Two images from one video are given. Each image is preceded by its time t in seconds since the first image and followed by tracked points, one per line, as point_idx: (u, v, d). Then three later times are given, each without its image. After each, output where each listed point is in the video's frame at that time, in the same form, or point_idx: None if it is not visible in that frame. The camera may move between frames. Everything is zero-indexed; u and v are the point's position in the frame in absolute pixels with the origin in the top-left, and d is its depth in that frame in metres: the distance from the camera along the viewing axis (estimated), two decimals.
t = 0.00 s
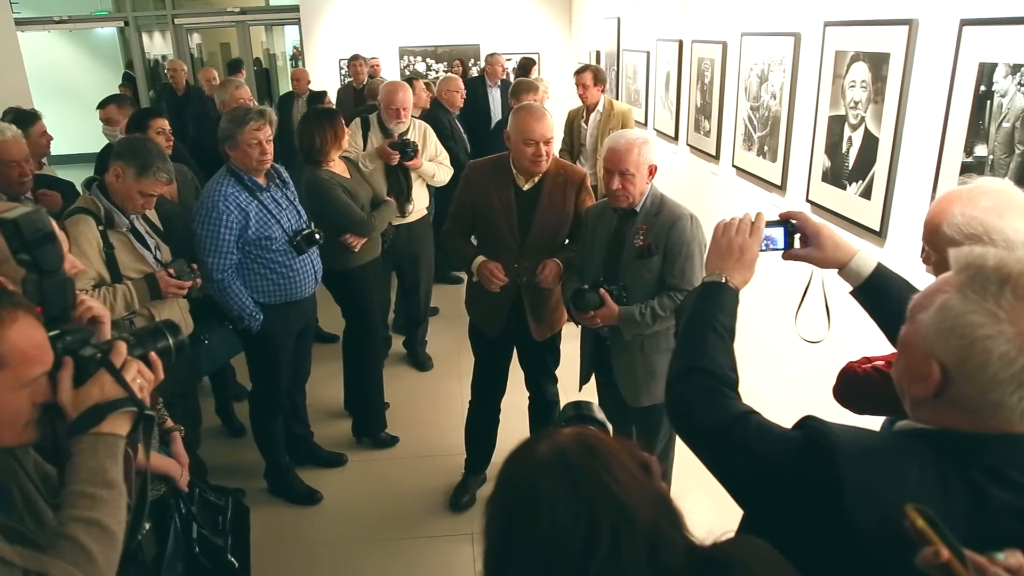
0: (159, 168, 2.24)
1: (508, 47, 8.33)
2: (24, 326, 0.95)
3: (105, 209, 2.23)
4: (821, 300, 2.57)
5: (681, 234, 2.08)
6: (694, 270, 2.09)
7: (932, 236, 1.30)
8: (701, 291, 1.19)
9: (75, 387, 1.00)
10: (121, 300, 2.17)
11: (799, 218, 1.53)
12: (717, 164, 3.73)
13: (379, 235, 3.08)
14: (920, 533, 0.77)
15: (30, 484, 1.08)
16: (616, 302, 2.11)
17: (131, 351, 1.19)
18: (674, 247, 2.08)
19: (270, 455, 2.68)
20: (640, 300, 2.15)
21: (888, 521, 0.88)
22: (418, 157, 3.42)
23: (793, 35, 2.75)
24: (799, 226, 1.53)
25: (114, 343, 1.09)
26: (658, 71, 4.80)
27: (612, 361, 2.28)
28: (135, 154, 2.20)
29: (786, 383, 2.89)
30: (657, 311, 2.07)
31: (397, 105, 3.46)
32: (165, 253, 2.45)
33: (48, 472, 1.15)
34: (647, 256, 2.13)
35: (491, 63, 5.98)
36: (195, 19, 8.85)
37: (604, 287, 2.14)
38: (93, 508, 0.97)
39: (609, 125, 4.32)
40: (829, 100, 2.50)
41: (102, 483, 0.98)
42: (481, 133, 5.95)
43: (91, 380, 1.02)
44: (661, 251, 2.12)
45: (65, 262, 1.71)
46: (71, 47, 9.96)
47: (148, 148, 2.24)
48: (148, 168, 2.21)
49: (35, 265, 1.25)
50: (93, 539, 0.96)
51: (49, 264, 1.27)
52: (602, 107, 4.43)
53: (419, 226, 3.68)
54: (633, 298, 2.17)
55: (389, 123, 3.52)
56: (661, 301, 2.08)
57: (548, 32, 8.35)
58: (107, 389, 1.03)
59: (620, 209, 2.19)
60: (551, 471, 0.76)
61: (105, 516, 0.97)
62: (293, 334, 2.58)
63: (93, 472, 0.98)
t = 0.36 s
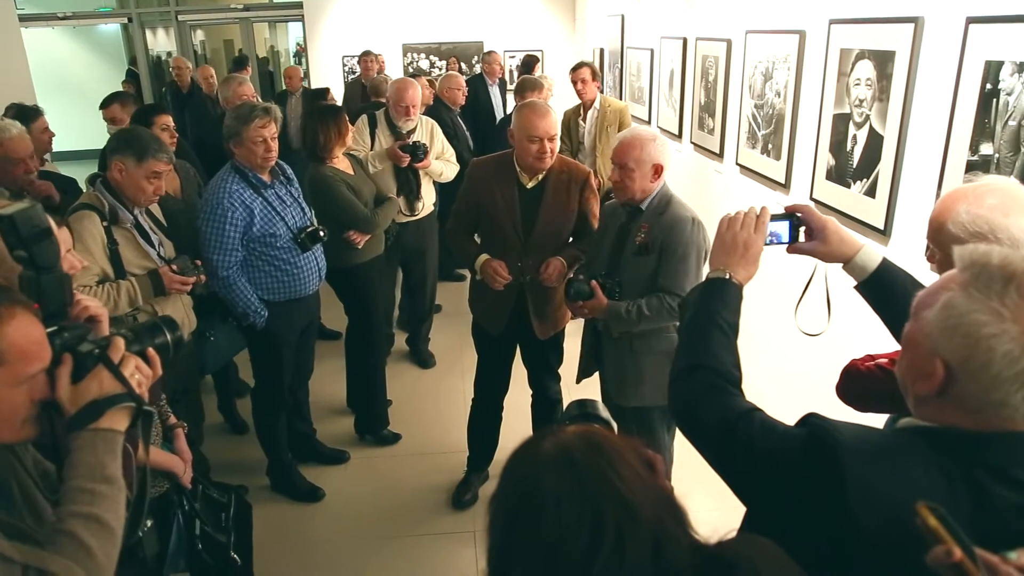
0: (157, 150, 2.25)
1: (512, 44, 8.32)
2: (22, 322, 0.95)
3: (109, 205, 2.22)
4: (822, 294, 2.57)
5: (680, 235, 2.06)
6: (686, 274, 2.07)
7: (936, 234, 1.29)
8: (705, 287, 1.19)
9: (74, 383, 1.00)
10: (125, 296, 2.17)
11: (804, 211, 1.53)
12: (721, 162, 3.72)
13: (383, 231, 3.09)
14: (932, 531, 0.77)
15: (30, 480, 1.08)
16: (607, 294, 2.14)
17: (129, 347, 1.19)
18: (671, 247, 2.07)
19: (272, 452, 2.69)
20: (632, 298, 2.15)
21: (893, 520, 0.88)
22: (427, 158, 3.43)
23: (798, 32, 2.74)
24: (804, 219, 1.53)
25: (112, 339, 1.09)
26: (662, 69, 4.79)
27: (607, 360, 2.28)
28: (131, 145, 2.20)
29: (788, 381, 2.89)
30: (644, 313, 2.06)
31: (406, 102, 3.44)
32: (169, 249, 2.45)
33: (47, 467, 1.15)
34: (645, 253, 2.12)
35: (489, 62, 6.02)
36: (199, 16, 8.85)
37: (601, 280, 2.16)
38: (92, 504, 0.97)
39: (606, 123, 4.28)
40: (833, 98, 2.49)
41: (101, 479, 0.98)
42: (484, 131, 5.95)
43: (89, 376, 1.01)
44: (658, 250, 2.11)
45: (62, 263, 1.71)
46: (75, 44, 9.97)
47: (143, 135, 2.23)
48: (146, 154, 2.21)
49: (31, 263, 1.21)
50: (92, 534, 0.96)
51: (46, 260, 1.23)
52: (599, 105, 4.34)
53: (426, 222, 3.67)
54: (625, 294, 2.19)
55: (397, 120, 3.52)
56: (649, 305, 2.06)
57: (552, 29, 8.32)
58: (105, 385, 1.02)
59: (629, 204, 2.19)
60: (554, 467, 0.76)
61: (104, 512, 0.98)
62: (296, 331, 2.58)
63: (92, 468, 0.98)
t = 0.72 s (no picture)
0: (154, 148, 2.24)
1: (510, 42, 8.31)
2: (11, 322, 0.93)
3: (106, 203, 2.21)
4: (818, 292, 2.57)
5: (675, 237, 2.03)
6: (675, 275, 2.02)
7: (935, 229, 1.30)
8: (701, 285, 1.19)
9: (64, 383, 0.99)
10: (123, 295, 2.16)
11: (799, 210, 1.53)
12: (720, 159, 3.72)
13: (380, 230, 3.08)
14: (934, 530, 0.77)
15: (20, 480, 1.07)
16: (602, 289, 2.21)
17: (121, 346, 1.19)
18: (665, 249, 2.04)
19: (270, 451, 2.68)
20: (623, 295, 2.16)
21: (890, 518, 0.87)
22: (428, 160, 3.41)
23: (796, 30, 2.74)
24: (798, 218, 1.52)
25: (103, 338, 1.09)
26: (660, 66, 4.78)
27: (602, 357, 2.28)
28: (127, 142, 2.20)
29: (785, 378, 2.89)
30: (627, 306, 2.09)
31: (410, 100, 3.43)
32: (166, 247, 2.44)
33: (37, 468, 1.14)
34: (643, 251, 2.11)
35: (486, 59, 6.01)
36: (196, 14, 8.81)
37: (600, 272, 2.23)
38: (83, 504, 0.97)
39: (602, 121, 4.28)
40: (831, 95, 2.49)
41: (92, 479, 0.98)
42: (483, 129, 5.94)
43: (79, 375, 1.01)
44: (654, 250, 2.08)
45: (55, 261, 1.70)
46: (71, 41, 9.94)
47: (139, 133, 2.23)
48: (142, 152, 2.20)
49: (21, 261, 1.20)
50: (83, 535, 0.96)
51: (36, 259, 1.21)
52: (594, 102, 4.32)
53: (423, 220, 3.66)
54: (621, 290, 2.21)
55: (400, 119, 3.52)
56: (634, 302, 2.08)
57: (550, 27, 8.31)
58: (96, 385, 1.01)
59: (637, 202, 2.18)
60: (554, 465, 0.76)
61: (95, 512, 0.97)
62: (294, 330, 2.57)
63: (83, 468, 0.98)
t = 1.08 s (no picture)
0: (151, 145, 2.24)
1: (508, 41, 8.31)
2: (7, 321, 0.93)
3: (104, 201, 2.21)
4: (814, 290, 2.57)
5: (674, 239, 2.02)
6: (669, 277, 2.01)
7: (931, 228, 1.29)
8: (698, 284, 1.19)
9: (58, 381, 0.99)
10: (121, 293, 2.15)
11: (795, 208, 1.52)
12: (718, 158, 3.72)
13: (378, 228, 3.07)
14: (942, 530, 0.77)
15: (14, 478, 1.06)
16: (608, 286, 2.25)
17: (116, 345, 1.19)
18: (665, 251, 2.03)
19: (267, 450, 2.68)
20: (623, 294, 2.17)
21: (886, 515, 0.87)
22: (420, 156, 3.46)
23: (794, 28, 2.74)
24: (795, 217, 1.52)
25: (97, 338, 1.09)
26: (658, 65, 4.78)
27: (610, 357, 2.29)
28: (124, 140, 2.19)
29: (782, 376, 2.89)
30: (620, 306, 2.09)
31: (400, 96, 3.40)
32: (164, 245, 2.44)
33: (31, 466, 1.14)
34: (646, 252, 2.11)
35: (487, 57, 6.02)
36: (194, 12, 8.79)
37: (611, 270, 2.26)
38: (77, 503, 0.96)
39: (600, 120, 4.27)
40: (829, 94, 2.49)
41: (86, 478, 0.97)
42: (481, 127, 5.93)
43: (74, 375, 1.01)
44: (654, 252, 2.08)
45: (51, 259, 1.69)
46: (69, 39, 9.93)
47: (135, 130, 2.22)
48: (139, 149, 2.20)
49: (14, 260, 1.20)
50: (77, 535, 0.95)
51: (31, 258, 1.22)
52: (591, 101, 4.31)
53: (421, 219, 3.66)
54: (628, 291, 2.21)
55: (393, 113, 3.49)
56: (626, 302, 2.08)
57: (549, 26, 8.30)
58: (90, 383, 1.02)
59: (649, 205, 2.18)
60: (555, 461, 0.75)
61: (90, 512, 0.97)
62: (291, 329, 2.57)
63: (77, 467, 0.97)
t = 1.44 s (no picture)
0: (147, 143, 2.24)
1: (505, 40, 8.31)
2: (4, 318, 0.92)
3: (100, 200, 2.21)
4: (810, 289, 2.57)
5: (672, 242, 2.01)
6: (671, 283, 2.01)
7: (929, 226, 1.31)
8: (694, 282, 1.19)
9: (54, 380, 1.00)
10: (118, 293, 2.15)
11: (791, 206, 1.52)
12: (714, 156, 3.72)
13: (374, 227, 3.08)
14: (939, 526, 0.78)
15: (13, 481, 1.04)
16: (614, 292, 2.25)
17: (112, 343, 1.18)
18: (663, 256, 2.02)
19: (264, 449, 2.68)
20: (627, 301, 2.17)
21: (876, 510, 0.88)
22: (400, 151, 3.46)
23: (790, 27, 2.75)
24: (791, 214, 1.51)
25: (94, 336, 1.09)
26: (655, 63, 4.78)
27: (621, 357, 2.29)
28: (120, 138, 2.19)
29: (778, 376, 2.90)
30: (625, 315, 2.08)
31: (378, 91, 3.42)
32: (161, 244, 2.44)
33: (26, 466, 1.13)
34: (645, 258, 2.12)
35: (485, 56, 6.01)
36: (190, 10, 8.78)
37: (616, 277, 2.27)
38: (73, 501, 0.96)
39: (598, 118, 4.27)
40: (825, 93, 2.49)
41: (82, 476, 0.97)
42: (478, 126, 5.93)
43: (70, 372, 1.01)
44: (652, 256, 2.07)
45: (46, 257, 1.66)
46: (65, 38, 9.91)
47: (131, 128, 2.22)
48: (135, 147, 2.20)
49: (9, 258, 1.17)
50: (73, 532, 0.95)
51: (26, 256, 1.20)
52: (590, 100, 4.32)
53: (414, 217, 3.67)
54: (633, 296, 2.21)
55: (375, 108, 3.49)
56: (629, 310, 2.08)
57: (546, 25, 8.30)
58: (86, 381, 1.02)
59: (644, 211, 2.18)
60: (563, 460, 0.75)
61: (86, 509, 0.97)
62: (287, 328, 2.57)
63: (73, 465, 0.97)
